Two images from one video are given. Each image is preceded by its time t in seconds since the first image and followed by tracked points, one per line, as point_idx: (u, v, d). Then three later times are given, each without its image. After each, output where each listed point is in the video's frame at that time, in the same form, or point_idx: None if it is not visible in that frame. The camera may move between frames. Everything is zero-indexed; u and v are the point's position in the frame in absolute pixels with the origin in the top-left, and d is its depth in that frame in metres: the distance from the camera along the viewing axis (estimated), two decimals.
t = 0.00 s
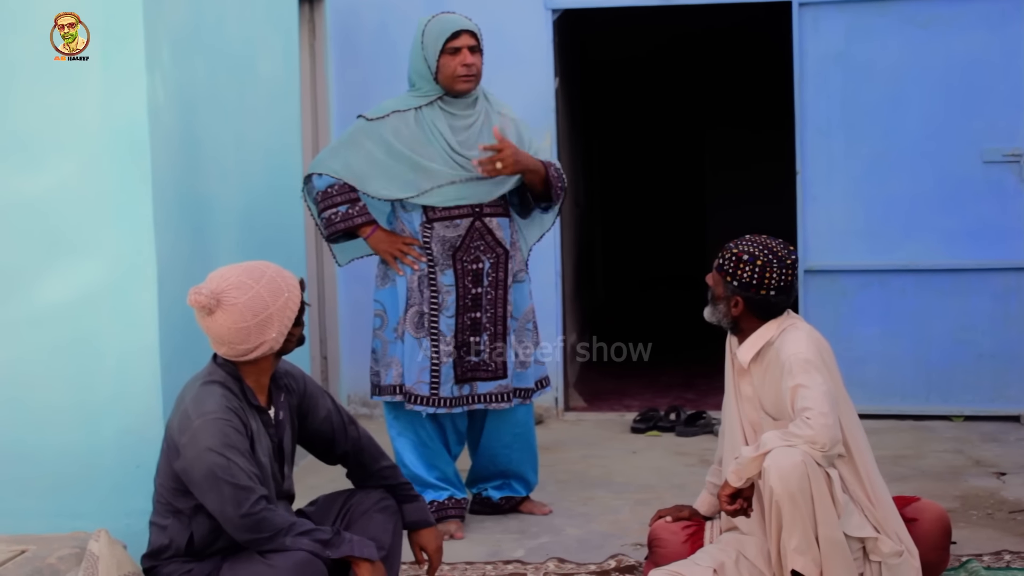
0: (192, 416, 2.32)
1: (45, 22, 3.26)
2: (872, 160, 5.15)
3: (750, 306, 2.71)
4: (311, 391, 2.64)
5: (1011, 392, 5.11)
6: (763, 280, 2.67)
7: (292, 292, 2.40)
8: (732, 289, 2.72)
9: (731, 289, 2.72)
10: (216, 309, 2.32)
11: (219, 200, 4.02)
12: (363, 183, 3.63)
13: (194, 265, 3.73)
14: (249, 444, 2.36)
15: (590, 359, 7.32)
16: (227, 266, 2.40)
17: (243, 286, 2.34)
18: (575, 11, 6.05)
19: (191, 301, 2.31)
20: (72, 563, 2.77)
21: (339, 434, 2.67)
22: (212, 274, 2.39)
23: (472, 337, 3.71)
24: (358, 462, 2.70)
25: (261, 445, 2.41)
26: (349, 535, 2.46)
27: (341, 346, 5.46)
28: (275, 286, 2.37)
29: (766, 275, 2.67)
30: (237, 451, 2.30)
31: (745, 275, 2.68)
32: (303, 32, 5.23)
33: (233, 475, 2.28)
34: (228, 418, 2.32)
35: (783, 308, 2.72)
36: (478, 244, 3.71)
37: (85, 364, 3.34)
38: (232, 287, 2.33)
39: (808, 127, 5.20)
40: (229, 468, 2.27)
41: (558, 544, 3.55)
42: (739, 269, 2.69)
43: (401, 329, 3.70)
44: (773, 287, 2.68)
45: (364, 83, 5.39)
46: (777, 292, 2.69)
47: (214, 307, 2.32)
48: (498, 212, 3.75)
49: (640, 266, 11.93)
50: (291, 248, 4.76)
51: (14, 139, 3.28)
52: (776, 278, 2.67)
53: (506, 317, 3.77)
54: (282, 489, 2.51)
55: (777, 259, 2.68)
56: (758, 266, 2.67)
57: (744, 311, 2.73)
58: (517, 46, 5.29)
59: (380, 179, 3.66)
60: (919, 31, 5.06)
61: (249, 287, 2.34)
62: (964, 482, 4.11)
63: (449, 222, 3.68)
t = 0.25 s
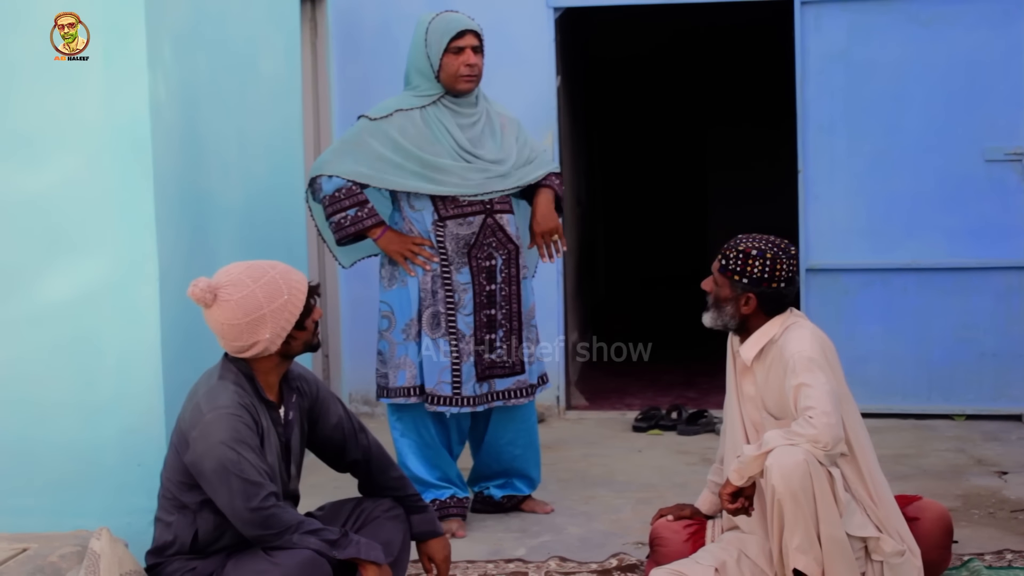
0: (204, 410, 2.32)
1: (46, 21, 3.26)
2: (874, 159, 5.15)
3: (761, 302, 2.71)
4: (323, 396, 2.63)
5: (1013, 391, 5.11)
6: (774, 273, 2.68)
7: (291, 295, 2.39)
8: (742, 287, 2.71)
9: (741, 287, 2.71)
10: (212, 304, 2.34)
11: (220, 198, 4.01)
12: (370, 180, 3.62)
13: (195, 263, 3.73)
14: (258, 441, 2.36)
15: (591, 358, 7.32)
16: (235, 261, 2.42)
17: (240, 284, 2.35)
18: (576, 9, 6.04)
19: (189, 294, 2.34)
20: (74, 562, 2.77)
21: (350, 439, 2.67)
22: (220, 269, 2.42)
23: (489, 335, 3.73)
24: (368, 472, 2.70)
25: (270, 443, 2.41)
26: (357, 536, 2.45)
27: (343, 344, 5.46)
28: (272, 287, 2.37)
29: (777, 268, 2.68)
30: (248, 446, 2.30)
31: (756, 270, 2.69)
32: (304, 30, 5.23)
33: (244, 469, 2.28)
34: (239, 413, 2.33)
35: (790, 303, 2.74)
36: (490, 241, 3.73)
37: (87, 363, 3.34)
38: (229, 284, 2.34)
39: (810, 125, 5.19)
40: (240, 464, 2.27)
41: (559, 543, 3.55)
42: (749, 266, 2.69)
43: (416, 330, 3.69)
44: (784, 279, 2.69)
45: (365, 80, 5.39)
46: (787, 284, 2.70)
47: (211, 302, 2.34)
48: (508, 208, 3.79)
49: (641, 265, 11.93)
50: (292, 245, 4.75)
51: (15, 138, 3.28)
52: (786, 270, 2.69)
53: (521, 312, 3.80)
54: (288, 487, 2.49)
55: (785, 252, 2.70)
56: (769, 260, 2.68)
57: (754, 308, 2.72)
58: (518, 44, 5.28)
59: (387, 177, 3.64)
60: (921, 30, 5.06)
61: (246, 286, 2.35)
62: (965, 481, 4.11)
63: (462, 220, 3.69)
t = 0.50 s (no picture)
0: (201, 409, 2.33)
1: (46, 21, 3.26)
2: (872, 159, 5.15)
3: (770, 295, 2.72)
4: (321, 396, 2.64)
5: (1011, 391, 5.11)
6: (780, 265, 2.71)
7: (280, 300, 2.38)
8: (751, 284, 2.71)
9: (751, 283, 2.71)
10: (203, 306, 2.36)
11: (219, 198, 4.01)
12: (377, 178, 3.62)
13: (193, 263, 3.73)
14: (257, 439, 2.37)
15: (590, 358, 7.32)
16: (230, 264, 2.43)
17: (229, 288, 2.36)
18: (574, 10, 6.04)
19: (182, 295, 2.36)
20: (71, 562, 2.77)
21: (347, 441, 2.67)
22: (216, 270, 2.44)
23: (497, 334, 3.75)
24: (365, 469, 2.70)
25: (268, 441, 2.41)
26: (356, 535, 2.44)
27: (341, 344, 5.46)
28: (261, 292, 2.37)
29: (782, 260, 2.71)
30: (245, 445, 2.31)
31: (763, 264, 2.70)
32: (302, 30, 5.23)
33: (241, 467, 2.28)
34: (238, 412, 2.33)
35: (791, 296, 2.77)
36: (497, 240, 3.77)
37: (85, 363, 3.34)
38: (218, 286, 2.36)
39: (808, 125, 5.19)
40: (237, 461, 2.28)
41: (557, 543, 3.55)
42: (755, 261, 2.70)
43: (426, 331, 3.69)
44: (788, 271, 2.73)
45: (363, 81, 5.39)
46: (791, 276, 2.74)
47: (202, 304, 2.36)
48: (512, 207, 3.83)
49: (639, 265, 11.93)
50: (290, 246, 4.75)
51: (14, 139, 3.28)
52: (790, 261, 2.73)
53: (525, 310, 3.84)
54: (284, 487, 2.49)
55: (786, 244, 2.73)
56: (774, 253, 2.70)
57: (762, 305, 2.73)
58: (516, 44, 5.28)
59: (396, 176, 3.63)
60: (919, 30, 5.06)
61: (234, 290, 2.35)
62: (963, 481, 4.11)
63: (471, 219, 3.72)
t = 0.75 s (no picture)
0: (189, 415, 2.33)
1: (46, 21, 3.25)
2: (868, 160, 5.15)
3: (771, 294, 2.73)
4: (314, 398, 2.64)
5: (1008, 393, 5.11)
6: (780, 263, 2.72)
7: (270, 303, 2.38)
8: (753, 283, 2.71)
9: (752, 282, 2.71)
10: (192, 310, 2.35)
11: (216, 200, 4.01)
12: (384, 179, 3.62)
13: (190, 264, 3.72)
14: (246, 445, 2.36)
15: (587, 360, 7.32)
16: (219, 267, 2.42)
17: (218, 292, 2.35)
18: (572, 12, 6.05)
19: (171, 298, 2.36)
20: (67, 564, 2.77)
21: (341, 442, 2.68)
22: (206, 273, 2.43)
23: (502, 334, 3.77)
24: (360, 469, 2.71)
25: (260, 447, 2.41)
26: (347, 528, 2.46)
27: (338, 346, 5.46)
28: (250, 295, 2.36)
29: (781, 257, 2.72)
30: (231, 452, 2.30)
31: (763, 263, 2.70)
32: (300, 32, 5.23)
33: (225, 475, 2.27)
34: (225, 418, 2.33)
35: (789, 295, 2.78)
36: (501, 241, 3.79)
37: (82, 364, 3.33)
38: (208, 291, 2.35)
39: (805, 126, 5.19)
40: (222, 468, 2.28)
41: (554, 546, 3.55)
42: (756, 259, 2.70)
43: (432, 335, 3.68)
44: (787, 269, 2.74)
45: (361, 82, 5.39)
46: (790, 273, 2.75)
47: (191, 307, 2.35)
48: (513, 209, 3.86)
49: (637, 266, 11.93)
50: (287, 248, 4.75)
51: (11, 140, 3.27)
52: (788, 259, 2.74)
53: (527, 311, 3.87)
54: (277, 491, 2.48)
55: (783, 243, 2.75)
56: (774, 252, 2.71)
57: (764, 304, 2.73)
58: (514, 45, 5.28)
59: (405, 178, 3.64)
60: (916, 31, 5.06)
61: (224, 294, 2.35)
62: (960, 483, 4.11)
63: (476, 221, 3.73)
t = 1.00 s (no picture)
0: (184, 421, 2.33)
1: (46, 22, 3.26)
2: (867, 163, 5.16)
3: (771, 295, 2.73)
4: (310, 401, 2.64)
5: (1007, 396, 5.12)
6: (779, 264, 2.73)
7: (262, 308, 2.38)
8: (752, 284, 2.71)
9: (752, 283, 2.71)
10: (184, 315, 2.35)
11: (214, 203, 4.01)
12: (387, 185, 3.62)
13: (189, 267, 3.72)
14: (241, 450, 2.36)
15: (586, 363, 7.32)
16: (212, 271, 2.42)
17: (210, 297, 2.35)
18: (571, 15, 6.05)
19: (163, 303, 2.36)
20: (67, 567, 2.76)
21: (336, 444, 2.68)
22: (199, 277, 2.43)
23: (501, 337, 3.78)
24: (357, 470, 2.70)
25: (255, 451, 2.41)
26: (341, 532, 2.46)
27: (337, 349, 5.46)
28: (242, 301, 2.36)
29: (780, 257, 2.73)
30: (227, 457, 2.30)
31: (762, 264, 2.71)
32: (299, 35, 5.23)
33: (222, 480, 2.28)
34: (220, 423, 2.33)
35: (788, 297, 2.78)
36: (501, 245, 3.80)
37: (81, 367, 3.33)
38: (200, 296, 2.35)
39: (804, 129, 5.20)
40: (218, 474, 2.28)
41: (553, 549, 3.55)
42: (755, 261, 2.71)
43: (434, 339, 3.68)
44: (785, 270, 2.75)
45: (360, 86, 5.39)
46: (788, 275, 2.76)
47: (183, 313, 2.35)
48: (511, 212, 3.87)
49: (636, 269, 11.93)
50: (286, 251, 4.75)
51: (11, 142, 3.28)
52: (786, 260, 2.75)
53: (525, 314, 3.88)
54: (274, 494, 2.48)
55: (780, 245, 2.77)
56: (772, 253, 2.72)
57: (764, 305, 2.73)
58: (512, 49, 5.29)
59: (408, 182, 3.64)
60: (914, 34, 5.07)
61: (216, 299, 2.34)
62: (959, 485, 4.11)
63: (477, 225, 3.74)
